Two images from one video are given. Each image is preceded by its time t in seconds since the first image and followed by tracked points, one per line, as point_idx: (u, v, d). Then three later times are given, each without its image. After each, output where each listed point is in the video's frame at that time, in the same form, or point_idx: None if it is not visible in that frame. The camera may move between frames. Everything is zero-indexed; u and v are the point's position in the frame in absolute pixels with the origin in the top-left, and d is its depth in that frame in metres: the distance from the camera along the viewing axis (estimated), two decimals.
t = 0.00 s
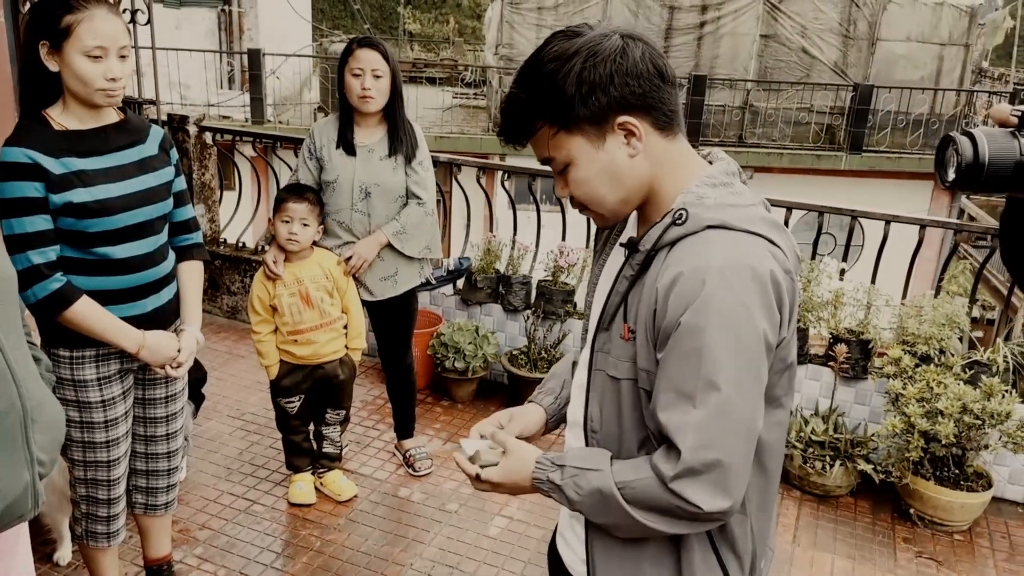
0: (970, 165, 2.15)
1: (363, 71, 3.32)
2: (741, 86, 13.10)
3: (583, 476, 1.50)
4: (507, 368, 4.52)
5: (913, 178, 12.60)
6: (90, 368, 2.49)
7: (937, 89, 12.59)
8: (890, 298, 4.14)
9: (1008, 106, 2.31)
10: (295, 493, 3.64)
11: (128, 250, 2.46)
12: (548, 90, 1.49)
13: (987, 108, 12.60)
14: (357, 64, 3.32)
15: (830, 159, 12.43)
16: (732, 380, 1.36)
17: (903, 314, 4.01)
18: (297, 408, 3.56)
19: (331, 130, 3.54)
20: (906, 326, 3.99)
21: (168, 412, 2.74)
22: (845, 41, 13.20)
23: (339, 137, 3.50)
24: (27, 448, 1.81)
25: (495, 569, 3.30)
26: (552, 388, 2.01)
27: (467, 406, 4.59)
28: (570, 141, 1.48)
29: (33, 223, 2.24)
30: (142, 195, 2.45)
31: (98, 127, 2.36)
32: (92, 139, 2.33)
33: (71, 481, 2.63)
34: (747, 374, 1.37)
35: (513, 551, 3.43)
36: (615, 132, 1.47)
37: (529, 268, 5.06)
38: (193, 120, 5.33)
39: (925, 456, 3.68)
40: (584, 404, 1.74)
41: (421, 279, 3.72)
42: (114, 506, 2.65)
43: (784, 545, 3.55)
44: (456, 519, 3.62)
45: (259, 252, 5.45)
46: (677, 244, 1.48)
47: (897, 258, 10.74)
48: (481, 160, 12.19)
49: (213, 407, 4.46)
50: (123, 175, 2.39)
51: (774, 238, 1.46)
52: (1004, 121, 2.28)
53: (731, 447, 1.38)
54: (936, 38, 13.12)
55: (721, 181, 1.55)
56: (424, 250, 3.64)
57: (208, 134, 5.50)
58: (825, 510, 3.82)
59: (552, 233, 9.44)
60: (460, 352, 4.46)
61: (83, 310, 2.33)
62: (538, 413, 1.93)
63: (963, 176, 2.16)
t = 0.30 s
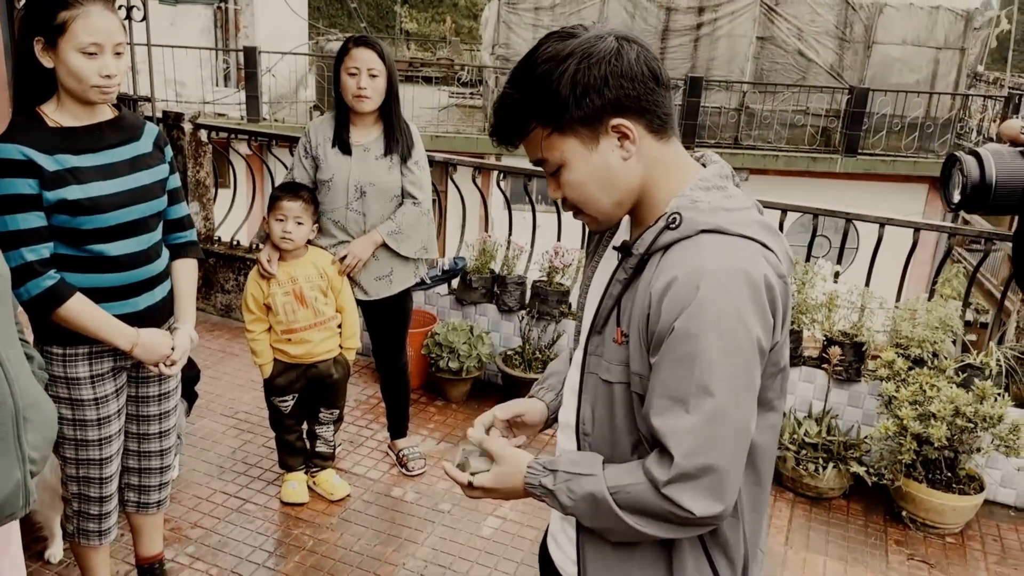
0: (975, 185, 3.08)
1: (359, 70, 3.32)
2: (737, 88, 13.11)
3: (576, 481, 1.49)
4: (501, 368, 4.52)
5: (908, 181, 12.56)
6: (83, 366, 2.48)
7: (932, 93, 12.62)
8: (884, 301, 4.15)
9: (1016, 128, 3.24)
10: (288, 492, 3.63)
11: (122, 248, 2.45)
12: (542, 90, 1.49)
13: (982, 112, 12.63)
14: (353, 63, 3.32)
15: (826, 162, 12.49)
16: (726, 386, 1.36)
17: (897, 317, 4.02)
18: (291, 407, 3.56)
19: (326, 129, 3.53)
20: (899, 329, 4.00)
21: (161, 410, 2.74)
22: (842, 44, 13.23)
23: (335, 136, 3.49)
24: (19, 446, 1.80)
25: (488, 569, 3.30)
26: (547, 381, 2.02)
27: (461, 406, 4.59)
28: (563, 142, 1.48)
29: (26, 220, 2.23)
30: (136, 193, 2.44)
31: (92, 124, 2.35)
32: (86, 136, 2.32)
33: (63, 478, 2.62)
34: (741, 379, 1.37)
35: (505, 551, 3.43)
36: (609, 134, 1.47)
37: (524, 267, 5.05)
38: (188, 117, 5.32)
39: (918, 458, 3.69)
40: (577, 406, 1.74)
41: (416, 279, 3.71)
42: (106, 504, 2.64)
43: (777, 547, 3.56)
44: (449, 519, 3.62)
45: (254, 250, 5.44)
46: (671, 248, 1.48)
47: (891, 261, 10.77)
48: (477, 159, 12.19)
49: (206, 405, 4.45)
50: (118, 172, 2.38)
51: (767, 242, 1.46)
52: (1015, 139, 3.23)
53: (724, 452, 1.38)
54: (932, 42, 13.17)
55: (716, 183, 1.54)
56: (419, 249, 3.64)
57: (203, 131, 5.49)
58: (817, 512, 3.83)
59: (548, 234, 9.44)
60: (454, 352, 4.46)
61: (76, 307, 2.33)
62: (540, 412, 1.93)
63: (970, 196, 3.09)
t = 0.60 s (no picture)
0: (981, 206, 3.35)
1: (361, 65, 3.31)
2: (738, 86, 13.09)
3: (569, 490, 1.50)
4: (499, 364, 4.52)
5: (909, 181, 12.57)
6: (83, 358, 2.48)
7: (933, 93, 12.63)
8: (883, 301, 4.15)
9: None
10: (286, 486, 3.63)
11: (123, 240, 2.44)
12: (551, 77, 1.48)
13: (982, 111, 12.76)
14: (355, 58, 3.31)
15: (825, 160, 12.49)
16: (720, 388, 1.36)
17: (895, 317, 4.03)
18: (289, 401, 3.56)
19: (327, 123, 3.52)
20: (898, 329, 4.00)
21: (161, 403, 2.74)
22: (843, 42, 13.21)
23: (336, 130, 3.49)
24: (20, 438, 1.81)
25: (485, 565, 3.31)
26: (549, 382, 2.02)
27: (459, 401, 4.59)
28: (567, 131, 1.48)
29: (28, 211, 2.22)
30: (137, 185, 2.43)
31: (93, 116, 2.34)
32: (88, 128, 2.32)
33: (62, 470, 2.62)
34: (736, 382, 1.37)
35: (503, 547, 3.43)
36: (612, 127, 1.47)
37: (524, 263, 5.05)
38: (188, 110, 5.31)
39: (915, 459, 3.70)
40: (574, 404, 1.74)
41: (415, 275, 3.71)
42: (105, 496, 2.64)
43: (773, 546, 3.57)
44: (447, 514, 3.62)
45: (253, 244, 5.43)
46: (669, 249, 1.48)
47: (890, 261, 10.79)
48: (477, 155, 12.18)
49: (205, 398, 4.44)
50: (119, 165, 2.38)
51: (767, 245, 1.46)
52: None
53: (717, 455, 1.38)
54: (933, 42, 13.17)
55: (717, 185, 1.54)
56: (419, 245, 3.64)
57: (203, 124, 5.48)
58: (814, 511, 3.84)
59: (547, 230, 9.44)
60: (452, 347, 4.46)
61: (77, 299, 2.33)
62: (543, 414, 1.93)
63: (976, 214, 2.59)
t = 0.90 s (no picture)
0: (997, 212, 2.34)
1: (364, 52, 3.30)
2: (741, 77, 13.05)
3: (558, 496, 1.48)
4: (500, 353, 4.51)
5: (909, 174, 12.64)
6: (85, 344, 2.47)
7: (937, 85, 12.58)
8: (885, 294, 4.15)
9: None
10: (286, 472, 3.64)
11: (125, 226, 2.44)
12: (590, 38, 1.47)
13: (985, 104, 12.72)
14: (358, 45, 3.29)
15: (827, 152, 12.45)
16: (715, 384, 1.36)
17: (896, 310, 4.03)
18: (290, 388, 3.56)
19: (330, 110, 3.51)
20: (900, 322, 4.00)
21: (162, 389, 2.74)
22: (847, 34, 13.17)
23: (338, 117, 3.47)
24: (23, 423, 1.81)
25: (484, 554, 3.32)
26: (555, 369, 2.02)
27: (459, 389, 4.59)
28: (590, 94, 1.48)
29: (30, 196, 2.22)
30: (140, 171, 2.42)
31: (96, 101, 2.33)
32: (90, 113, 2.31)
33: (63, 455, 2.63)
34: (732, 378, 1.36)
35: (502, 536, 3.44)
36: (633, 105, 1.47)
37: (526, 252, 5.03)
38: (190, 95, 5.30)
39: (914, 452, 3.71)
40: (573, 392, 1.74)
41: (417, 263, 3.71)
42: (106, 482, 2.65)
43: (772, 537, 3.58)
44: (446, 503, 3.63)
45: (254, 230, 5.43)
46: (674, 239, 1.47)
47: (892, 253, 10.80)
48: (478, 143, 12.15)
49: (205, 384, 4.44)
50: (121, 150, 2.37)
51: (773, 243, 1.46)
52: None
53: (710, 451, 1.38)
54: (937, 33, 13.08)
55: (728, 180, 1.54)
56: (421, 233, 3.63)
57: (205, 109, 5.46)
58: (812, 503, 3.85)
59: (550, 220, 9.43)
60: (453, 336, 4.46)
61: (78, 285, 2.32)
62: (549, 405, 1.93)
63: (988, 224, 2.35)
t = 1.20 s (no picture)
0: None
1: (369, 29, 3.23)
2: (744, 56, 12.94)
3: (572, 480, 1.44)
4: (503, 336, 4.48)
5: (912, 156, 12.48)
6: (87, 325, 2.44)
7: (943, 67, 12.47)
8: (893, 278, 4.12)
9: None
10: (289, 454, 3.62)
11: (127, 205, 2.39)
12: (623, 12, 1.43)
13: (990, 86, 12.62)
14: (362, 21, 3.23)
15: (830, 133, 12.32)
16: (739, 375, 1.33)
17: (904, 294, 3.99)
18: (293, 369, 3.53)
19: (334, 88, 3.45)
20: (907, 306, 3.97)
21: (165, 370, 2.71)
22: (852, 14, 13.05)
23: (342, 95, 3.41)
24: (26, 405, 1.78)
25: (489, 537, 3.31)
26: (571, 353, 1.99)
27: (462, 371, 4.56)
28: (622, 70, 1.44)
29: (31, 174, 2.17)
30: (142, 149, 2.38)
31: (97, 77, 2.28)
32: (91, 89, 2.26)
33: (66, 437, 2.60)
34: (757, 369, 1.33)
35: (506, 519, 3.43)
36: (666, 83, 1.43)
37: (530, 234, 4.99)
38: (190, 71, 5.23)
39: (920, 437, 3.69)
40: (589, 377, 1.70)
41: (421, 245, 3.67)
42: (109, 464, 2.63)
43: (776, 521, 3.57)
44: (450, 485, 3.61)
45: (256, 209, 5.38)
46: (702, 225, 1.44)
47: (895, 236, 10.76)
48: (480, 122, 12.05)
49: (206, 364, 4.42)
50: (123, 128, 2.32)
51: (804, 233, 1.42)
52: None
53: (730, 442, 1.35)
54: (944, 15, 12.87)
55: (761, 165, 1.49)
56: (426, 214, 3.59)
57: (206, 86, 5.39)
58: (817, 487, 3.84)
59: (553, 202, 9.36)
60: (457, 318, 4.43)
61: (80, 266, 2.28)
62: (564, 389, 1.90)
63: None
